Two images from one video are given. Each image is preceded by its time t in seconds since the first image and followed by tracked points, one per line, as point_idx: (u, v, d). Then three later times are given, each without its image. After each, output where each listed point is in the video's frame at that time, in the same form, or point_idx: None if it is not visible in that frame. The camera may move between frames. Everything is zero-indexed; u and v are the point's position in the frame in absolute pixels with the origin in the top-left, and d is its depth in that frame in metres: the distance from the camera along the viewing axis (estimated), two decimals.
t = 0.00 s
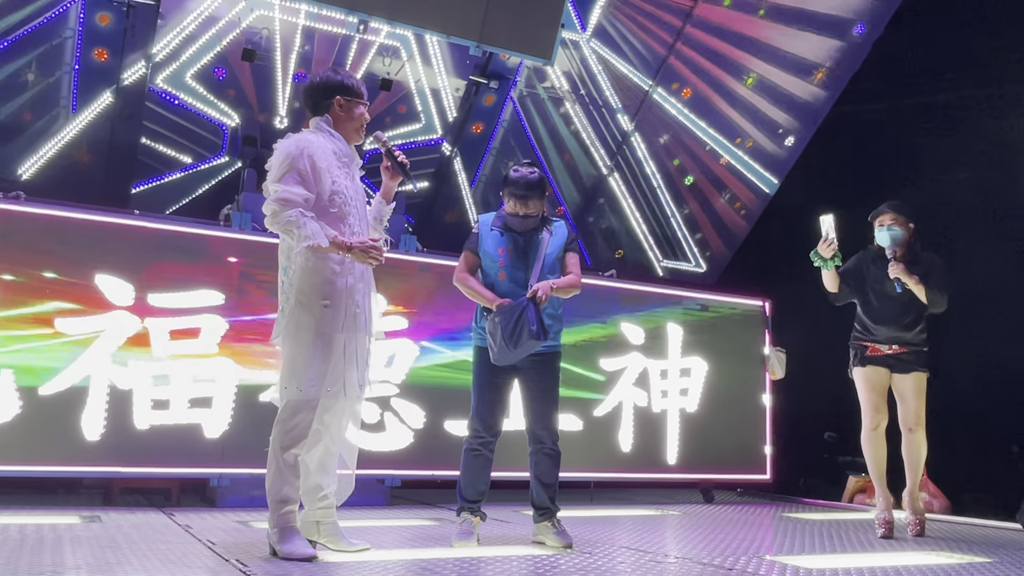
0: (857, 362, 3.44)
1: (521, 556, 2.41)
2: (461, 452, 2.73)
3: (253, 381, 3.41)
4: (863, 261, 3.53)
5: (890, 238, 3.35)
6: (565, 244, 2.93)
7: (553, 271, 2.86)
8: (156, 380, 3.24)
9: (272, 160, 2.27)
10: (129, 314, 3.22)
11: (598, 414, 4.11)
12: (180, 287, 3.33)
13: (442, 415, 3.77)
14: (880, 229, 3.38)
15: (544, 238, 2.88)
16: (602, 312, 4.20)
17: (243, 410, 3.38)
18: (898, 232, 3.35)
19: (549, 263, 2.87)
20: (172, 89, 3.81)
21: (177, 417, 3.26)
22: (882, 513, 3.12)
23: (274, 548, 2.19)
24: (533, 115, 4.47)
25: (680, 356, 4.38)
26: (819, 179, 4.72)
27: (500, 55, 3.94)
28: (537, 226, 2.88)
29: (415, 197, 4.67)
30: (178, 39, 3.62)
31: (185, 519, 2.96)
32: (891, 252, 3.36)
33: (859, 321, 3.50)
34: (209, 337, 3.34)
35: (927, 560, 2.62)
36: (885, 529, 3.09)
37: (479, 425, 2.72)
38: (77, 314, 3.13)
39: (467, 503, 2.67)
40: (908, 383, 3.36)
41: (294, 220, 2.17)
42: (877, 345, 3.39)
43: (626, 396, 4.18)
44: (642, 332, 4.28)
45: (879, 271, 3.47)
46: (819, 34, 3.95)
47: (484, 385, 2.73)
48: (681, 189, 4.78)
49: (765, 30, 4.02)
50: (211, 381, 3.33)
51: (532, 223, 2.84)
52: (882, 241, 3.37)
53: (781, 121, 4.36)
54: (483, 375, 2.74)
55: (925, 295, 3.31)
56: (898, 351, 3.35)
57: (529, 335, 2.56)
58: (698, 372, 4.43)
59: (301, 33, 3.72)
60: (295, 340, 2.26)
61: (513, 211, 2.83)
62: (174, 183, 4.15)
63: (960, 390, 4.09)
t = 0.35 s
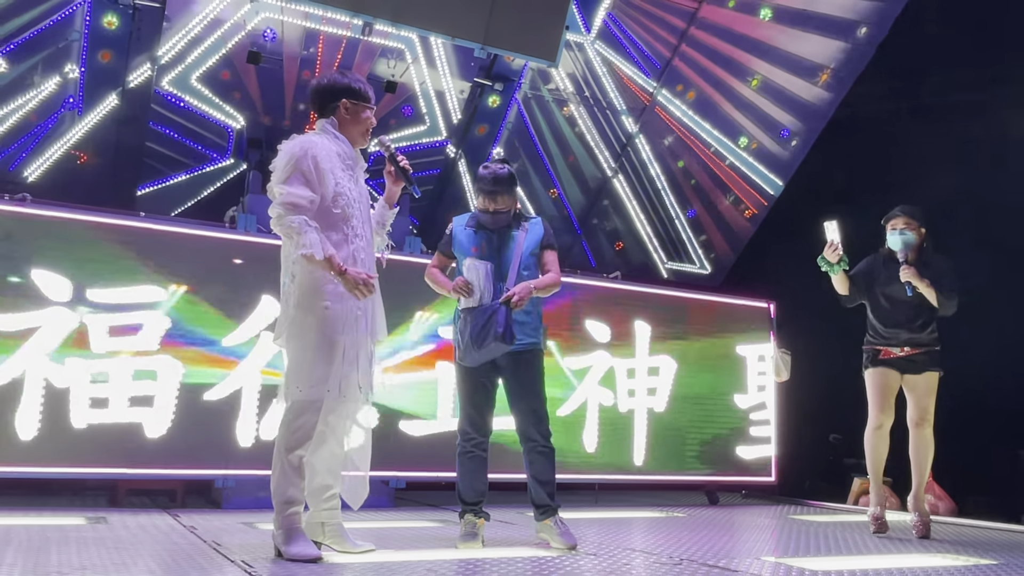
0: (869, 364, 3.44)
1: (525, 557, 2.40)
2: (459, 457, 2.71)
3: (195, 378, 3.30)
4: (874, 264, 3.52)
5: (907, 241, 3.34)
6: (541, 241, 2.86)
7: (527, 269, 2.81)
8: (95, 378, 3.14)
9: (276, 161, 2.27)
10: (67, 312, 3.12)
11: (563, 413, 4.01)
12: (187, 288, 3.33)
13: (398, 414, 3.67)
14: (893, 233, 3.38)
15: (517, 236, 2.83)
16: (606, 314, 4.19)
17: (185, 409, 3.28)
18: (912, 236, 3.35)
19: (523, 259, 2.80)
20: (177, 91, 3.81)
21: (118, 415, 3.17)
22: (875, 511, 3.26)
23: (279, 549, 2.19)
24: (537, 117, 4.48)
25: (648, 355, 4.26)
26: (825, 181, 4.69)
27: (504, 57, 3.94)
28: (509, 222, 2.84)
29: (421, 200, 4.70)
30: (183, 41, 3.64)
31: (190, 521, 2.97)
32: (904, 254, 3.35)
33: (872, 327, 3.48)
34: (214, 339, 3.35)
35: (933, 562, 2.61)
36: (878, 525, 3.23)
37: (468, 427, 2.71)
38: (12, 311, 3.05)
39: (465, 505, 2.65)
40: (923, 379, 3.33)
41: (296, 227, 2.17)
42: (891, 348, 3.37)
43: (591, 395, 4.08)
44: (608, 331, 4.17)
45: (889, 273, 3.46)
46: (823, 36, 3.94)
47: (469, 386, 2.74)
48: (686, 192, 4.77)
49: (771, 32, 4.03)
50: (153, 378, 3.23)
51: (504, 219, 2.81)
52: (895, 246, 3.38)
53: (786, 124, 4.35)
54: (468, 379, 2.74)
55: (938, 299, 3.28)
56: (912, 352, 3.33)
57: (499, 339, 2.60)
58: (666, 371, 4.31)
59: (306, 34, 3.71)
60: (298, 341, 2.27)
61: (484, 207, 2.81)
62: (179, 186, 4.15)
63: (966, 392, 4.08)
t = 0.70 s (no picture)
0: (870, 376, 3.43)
1: (530, 559, 2.40)
2: (460, 458, 2.72)
3: (134, 375, 3.20)
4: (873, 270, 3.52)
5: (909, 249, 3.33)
6: (532, 230, 2.80)
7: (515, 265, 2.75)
8: (29, 376, 3.04)
9: (280, 163, 2.27)
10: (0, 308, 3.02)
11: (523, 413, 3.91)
12: (191, 290, 3.34)
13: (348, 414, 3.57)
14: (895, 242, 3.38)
15: (506, 234, 2.78)
16: (609, 316, 4.18)
17: (124, 406, 3.17)
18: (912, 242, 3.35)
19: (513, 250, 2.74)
20: (181, 94, 3.84)
21: (51, 415, 3.06)
22: (883, 512, 3.30)
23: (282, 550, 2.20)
24: (541, 119, 4.53)
25: (613, 354, 4.16)
26: (828, 184, 4.70)
27: (507, 59, 3.94)
28: (500, 219, 2.81)
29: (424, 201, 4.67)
30: (187, 44, 3.65)
31: (195, 523, 2.97)
32: (910, 260, 3.36)
33: (871, 334, 3.48)
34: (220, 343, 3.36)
35: (938, 565, 2.61)
36: (883, 526, 3.28)
37: (468, 430, 2.70)
38: None
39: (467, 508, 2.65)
40: (919, 383, 3.33)
41: (290, 233, 2.16)
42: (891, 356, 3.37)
43: (554, 396, 3.97)
44: (570, 329, 4.07)
45: (888, 283, 3.46)
46: (825, 36, 3.92)
47: (472, 394, 2.72)
48: (689, 195, 4.72)
49: (775, 34, 4.02)
50: (90, 376, 3.12)
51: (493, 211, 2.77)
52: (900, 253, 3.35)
53: (790, 127, 4.29)
54: (464, 385, 2.73)
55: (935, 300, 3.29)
56: (912, 359, 3.32)
57: (474, 343, 2.62)
58: (631, 371, 4.20)
59: (310, 38, 3.73)
60: (301, 343, 2.27)
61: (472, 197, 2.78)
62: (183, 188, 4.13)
63: (971, 395, 4.07)
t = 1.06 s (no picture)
0: (863, 378, 3.44)
1: (533, 563, 2.40)
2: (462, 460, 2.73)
3: (69, 373, 3.09)
4: (864, 277, 3.52)
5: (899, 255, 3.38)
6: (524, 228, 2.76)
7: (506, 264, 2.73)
8: None
9: (286, 160, 2.27)
10: None
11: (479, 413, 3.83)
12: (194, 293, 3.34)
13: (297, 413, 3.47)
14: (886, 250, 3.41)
15: (499, 234, 2.78)
16: (612, 319, 4.19)
17: (59, 403, 3.06)
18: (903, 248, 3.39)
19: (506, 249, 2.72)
20: (184, 97, 3.84)
21: None
22: (886, 516, 3.29)
23: (287, 556, 2.19)
24: (543, 121, 4.48)
25: (576, 354, 4.04)
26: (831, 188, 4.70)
27: (510, 62, 3.95)
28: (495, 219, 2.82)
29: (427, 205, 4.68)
30: (191, 47, 3.66)
31: (197, 525, 2.97)
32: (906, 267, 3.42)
33: (860, 337, 3.49)
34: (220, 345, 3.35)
35: (940, 568, 2.60)
36: (886, 529, 3.27)
37: (469, 433, 2.70)
38: None
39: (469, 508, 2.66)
40: (913, 387, 3.35)
41: (298, 234, 2.17)
42: (884, 361, 3.39)
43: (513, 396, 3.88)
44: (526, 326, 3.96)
45: (879, 289, 3.48)
46: (828, 40, 3.94)
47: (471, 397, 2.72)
48: (692, 198, 4.76)
49: (777, 36, 4.04)
50: (22, 375, 3.02)
51: (482, 209, 2.73)
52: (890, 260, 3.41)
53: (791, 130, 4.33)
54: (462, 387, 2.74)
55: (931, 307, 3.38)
56: (904, 365, 3.35)
57: (468, 347, 2.61)
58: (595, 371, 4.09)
59: (313, 41, 3.76)
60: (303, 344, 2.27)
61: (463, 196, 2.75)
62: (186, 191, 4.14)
63: (974, 398, 4.06)
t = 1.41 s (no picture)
0: (865, 381, 3.43)
1: (533, 566, 2.40)
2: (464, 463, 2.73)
3: None
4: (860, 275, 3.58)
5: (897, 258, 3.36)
6: (525, 234, 2.79)
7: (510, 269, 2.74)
8: None
9: (287, 157, 2.26)
10: None
11: (432, 414, 3.70)
12: (194, 297, 3.34)
13: (240, 413, 3.35)
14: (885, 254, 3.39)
15: (500, 237, 2.78)
16: (614, 322, 4.18)
17: None
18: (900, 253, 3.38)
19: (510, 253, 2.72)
20: (187, 100, 3.86)
21: None
22: (890, 519, 3.30)
23: (279, 561, 2.16)
24: (544, 124, 4.53)
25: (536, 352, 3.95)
26: (834, 192, 4.69)
27: (512, 65, 3.96)
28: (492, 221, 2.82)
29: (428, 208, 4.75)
30: (194, 50, 3.67)
31: (199, 527, 2.97)
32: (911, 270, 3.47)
33: (866, 340, 3.49)
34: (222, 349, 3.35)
35: (943, 571, 2.59)
36: (889, 532, 3.27)
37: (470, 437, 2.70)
38: None
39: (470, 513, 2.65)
40: (916, 395, 3.42)
41: (306, 229, 2.14)
42: (891, 364, 3.40)
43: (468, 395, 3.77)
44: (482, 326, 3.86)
45: (886, 291, 3.49)
46: (829, 43, 3.89)
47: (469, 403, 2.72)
48: (694, 202, 4.72)
49: (778, 39, 4.01)
50: None
51: (480, 212, 2.72)
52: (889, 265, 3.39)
53: (792, 131, 4.27)
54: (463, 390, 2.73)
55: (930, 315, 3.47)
56: (910, 370, 3.39)
57: (475, 350, 2.60)
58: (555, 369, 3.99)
59: (316, 44, 3.76)
60: (286, 343, 2.23)
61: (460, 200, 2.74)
62: (188, 195, 4.17)
63: (975, 401, 4.05)
